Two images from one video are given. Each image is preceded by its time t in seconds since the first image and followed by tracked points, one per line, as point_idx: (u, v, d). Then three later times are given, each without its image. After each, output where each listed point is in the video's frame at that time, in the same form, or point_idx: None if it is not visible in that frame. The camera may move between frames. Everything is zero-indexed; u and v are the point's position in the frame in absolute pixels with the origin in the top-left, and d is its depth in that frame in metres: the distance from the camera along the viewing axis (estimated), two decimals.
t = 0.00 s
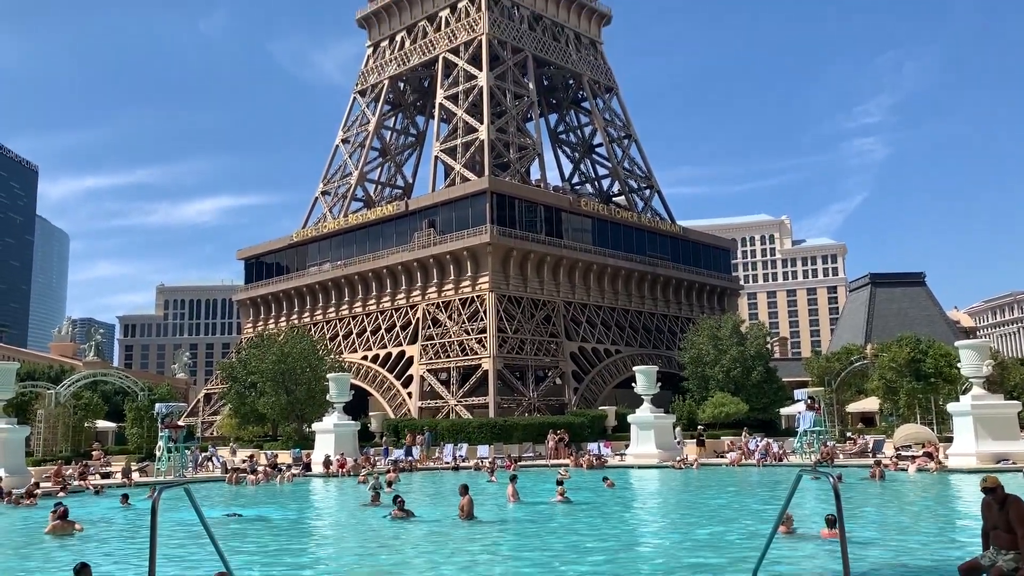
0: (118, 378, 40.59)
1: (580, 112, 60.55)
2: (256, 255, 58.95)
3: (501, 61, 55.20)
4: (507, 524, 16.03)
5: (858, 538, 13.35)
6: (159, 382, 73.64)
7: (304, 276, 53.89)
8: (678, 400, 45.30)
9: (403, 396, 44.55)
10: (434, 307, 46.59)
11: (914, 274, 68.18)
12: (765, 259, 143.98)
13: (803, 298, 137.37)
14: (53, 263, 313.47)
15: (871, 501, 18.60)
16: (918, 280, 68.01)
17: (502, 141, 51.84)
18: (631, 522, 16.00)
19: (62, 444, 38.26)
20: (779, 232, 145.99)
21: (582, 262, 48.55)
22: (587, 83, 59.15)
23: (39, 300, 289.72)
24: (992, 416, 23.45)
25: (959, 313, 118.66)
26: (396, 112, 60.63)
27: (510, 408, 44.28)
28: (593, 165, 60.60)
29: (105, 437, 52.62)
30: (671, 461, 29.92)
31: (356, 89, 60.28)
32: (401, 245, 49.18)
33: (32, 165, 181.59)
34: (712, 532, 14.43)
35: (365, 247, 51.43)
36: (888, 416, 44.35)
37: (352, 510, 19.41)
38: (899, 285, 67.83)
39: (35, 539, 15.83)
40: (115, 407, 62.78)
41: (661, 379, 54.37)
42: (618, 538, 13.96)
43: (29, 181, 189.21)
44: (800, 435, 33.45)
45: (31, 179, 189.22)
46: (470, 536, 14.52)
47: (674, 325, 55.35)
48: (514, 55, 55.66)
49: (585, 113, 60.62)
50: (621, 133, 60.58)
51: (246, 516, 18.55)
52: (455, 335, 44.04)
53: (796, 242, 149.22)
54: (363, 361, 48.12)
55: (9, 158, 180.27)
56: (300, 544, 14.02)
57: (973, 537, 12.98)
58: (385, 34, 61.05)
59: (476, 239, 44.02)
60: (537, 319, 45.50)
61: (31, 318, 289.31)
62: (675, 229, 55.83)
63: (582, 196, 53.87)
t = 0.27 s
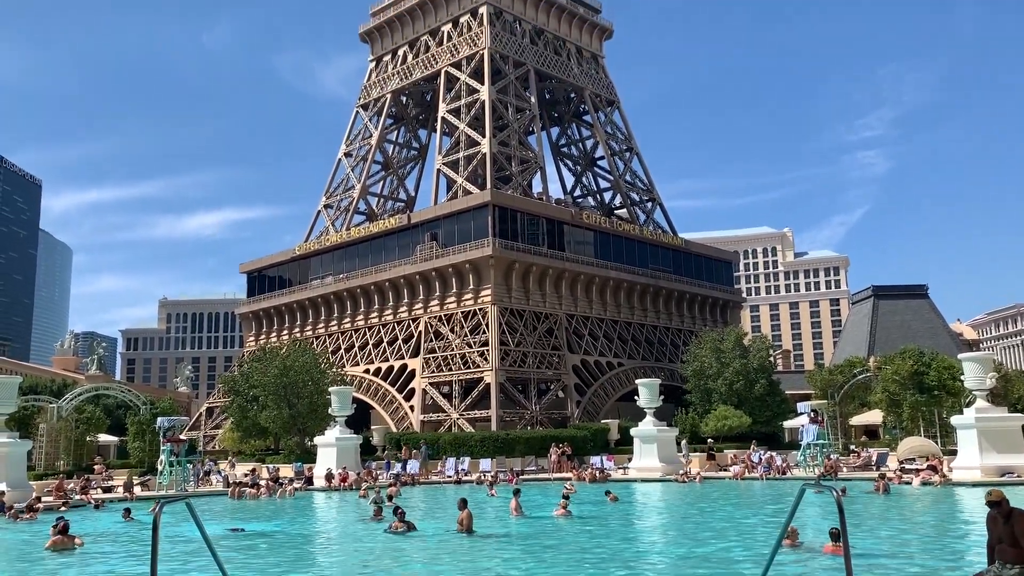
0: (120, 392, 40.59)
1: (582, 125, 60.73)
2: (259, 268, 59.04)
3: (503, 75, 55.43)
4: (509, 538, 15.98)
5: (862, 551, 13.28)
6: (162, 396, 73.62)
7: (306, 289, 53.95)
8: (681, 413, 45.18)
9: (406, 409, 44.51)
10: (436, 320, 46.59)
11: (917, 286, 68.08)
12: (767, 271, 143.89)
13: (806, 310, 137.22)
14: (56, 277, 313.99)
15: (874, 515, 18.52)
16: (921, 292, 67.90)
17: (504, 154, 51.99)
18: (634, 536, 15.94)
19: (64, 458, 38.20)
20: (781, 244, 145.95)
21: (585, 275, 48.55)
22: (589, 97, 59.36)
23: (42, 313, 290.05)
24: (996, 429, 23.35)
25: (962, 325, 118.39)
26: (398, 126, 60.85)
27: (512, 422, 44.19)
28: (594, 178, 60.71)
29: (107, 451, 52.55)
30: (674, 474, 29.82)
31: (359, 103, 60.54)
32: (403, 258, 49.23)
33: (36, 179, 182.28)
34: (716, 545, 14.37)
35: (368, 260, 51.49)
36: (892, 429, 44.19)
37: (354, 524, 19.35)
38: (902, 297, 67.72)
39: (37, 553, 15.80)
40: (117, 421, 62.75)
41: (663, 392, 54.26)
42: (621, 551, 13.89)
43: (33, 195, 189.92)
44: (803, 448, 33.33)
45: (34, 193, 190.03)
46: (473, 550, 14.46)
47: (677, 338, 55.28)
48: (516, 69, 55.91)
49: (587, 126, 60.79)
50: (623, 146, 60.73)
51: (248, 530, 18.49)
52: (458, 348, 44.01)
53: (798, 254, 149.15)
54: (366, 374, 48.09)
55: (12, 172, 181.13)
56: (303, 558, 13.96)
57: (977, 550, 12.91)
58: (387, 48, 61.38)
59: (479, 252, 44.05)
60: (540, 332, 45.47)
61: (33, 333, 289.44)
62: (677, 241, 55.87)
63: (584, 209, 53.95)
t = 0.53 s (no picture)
0: (122, 405, 40.55)
1: (583, 138, 60.90)
2: (261, 281, 59.10)
3: (505, 88, 55.63)
4: (511, 553, 15.93)
5: (866, 566, 13.23)
6: (163, 409, 73.53)
7: (308, 302, 53.95)
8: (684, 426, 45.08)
9: (407, 422, 44.45)
10: (438, 332, 46.55)
11: (919, 299, 67.99)
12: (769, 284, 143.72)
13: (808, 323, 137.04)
14: (59, 290, 314.39)
15: (877, 529, 18.46)
16: (923, 305, 67.81)
17: (506, 167, 52.13)
18: (637, 550, 15.88)
19: (65, 471, 38.11)
20: (783, 257, 145.85)
21: (587, 288, 48.56)
22: (591, 110, 59.54)
23: (44, 326, 290.28)
24: (1000, 443, 23.27)
25: (964, 338, 118.27)
26: (400, 139, 61.06)
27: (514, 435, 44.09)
28: (596, 190, 60.82)
29: (108, 464, 52.46)
30: (676, 488, 29.71)
31: (361, 116, 60.76)
32: (405, 271, 49.27)
33: (39, 192, 182.81)
34: (719, 558, 14.32)
35: (370, 273, 51.54)
36: (895, 442, 44.04)
37: (355, 538, 19.28)
38: (904, 310, 67.63)
39: (37, 568, 15.75)
40: (118, 434, 62.67)
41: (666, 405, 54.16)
42: (624, 566, 13.84)
43: (36, 208, 190.51)
44: (806, 462, 33.20)
45: (36, 206, 190.49)
46: (475, 564, 14.41)
47: (679, 350, 55.21)
48: (518, 82, 56.12)
49: (588, 139, 60.97)
50: (624, 159, 60.87)
51: (249, 544, 18.44)
52: (459, 361, 43.98)
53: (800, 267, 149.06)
54: (367, 387, 48.04)
55: (14, 186, 181.66)
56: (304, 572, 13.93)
57: (982, 564, 12.86)
58: (390, 61, 61.64)
59: (481, 264, 44.06)
60: (541, 344, 45.43)
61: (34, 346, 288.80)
62: (679, 254, 55.90)
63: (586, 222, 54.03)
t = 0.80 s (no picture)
0: (122, 417, 40.49)
1: (585, 150, 61.04)
2: (262, 292, 59.12)
3: (507, 100, 55.80)
4: (512, 566, 15.86)
5: None
6: (164, 420, 73.44)
7: (310, 313, 53.98)
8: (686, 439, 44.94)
9: (409, 435, 44.39)
10: (440, 344, 46.50)
11: (922, 312, 67.89)
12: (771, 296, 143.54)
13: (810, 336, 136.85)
14: (61, 302, 314.71)
15: (880, 543, 18.40)
16: (926, 317, 67.70)
17: (507, 179, 52.25)
18: (639, 564, 15.82)
19: (66, 483, 38.03)
20: (785, 269, 145.72)
21: (588, 300, 48.53)
22: (592, 122, 59.70)
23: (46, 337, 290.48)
24: (1003, 456, 23.17)
25: (967, 351, 118.03)
26: (402, 151, 61.24)
27: (516, 447, 43.98)
28: (598, 203, 60.89)
29: (108, 476, 52.35)
30: (678, 501, 29.60)
31: (364, 128, 60.96)
32: (407, 283, 49.30)
33: (43, 204, 183.18)
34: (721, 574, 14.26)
35: (371, 284, 51.55)
36: (898, 455, 43.88)
37: (356, 551, 19.21)
38: (906, 323, 67.52)
39: None
40: (119, 445, 62.59)
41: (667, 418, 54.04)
42: None
43: (39, 220, 191.04)
44: (808, 475, 33.06)
45: (39, 218, 191.06)
46: None
47: (681, 363, 55.11)
48: (520, 94, 56.30)
49: (590, 151, 61.10)
50: (626, 171, 60.98)
51: (250, 557, 18.37)
52: (461, 373, 43.92)
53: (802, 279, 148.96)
54: (368, 399, 47.99)
55: (17, 198, 182.34)
56: None
57: None
58: (392, 74, 61.88)
59: (482, 276, 44.07)
60: (543, 356, 45.37)
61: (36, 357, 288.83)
62: (680, 266, 55.91)
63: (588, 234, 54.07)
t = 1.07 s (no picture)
0: (123, 429, 40.41)
1: (587, 163, 61.18)
2: (264, 304, 59.13)
3: (509, 113, 55.97)
4: None
5: None
6: (165, 432, 73.30)
7: (311, 326, 53.99)
8: (688, 453, 44.83)
9: (410, 448, 44.34)
10: (441, 357, 46.43)
11: (924, 325, 67.80)
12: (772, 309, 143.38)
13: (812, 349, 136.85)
14: (62, 313, 314.88)
15: (884, 557, 18.35)
16: (927, 331, 67.61)
17: (509, 192, 52.35)
18: None
19: (66, 496, 37.90)
20: (787, 282, 145.60)
21: (590, 312, 48.50)
22: (594, 135, 59.87)
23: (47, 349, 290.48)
24: (1006, 471, 23.09)
25: (970, 364, 117.81)
26: (404, 164, 61.39)
27: (517, 461, 43.88)
28: (599, 215, 60.97)
29: (108, 488, 52.19)
30: (681, 515, 29.49)
31: (366, 141, 61.16)
32: (408, 295, 49.31)
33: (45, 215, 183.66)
34: None
35: (373, 297, 51.56)
36: (901, 469, 43.73)
37: (357, 565, 19.11)
38: (908, 336, 67.44)
39: None
40: (119, 457, 62.45)
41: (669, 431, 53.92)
42: None
43: (41, 231, 191.79)
44: (811, 488, 32.93)
45: (42, 230, 191.63)
46: None
47: (683, 376, 55.02)
48: (522, 108, 56.47)
49: (591, 164, 61.23)
50: (627, 184, 61.09)
51: (250, 571, 18.27)
52: (462, 386, 43.84)
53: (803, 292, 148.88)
54: (369, 412, 47.93)
55: (20, 210, 182.78)
56: None
57: None
58: (395, 87, 62.12)
59: (484, 289, 44.08)
60: (545, 369, 45.28)
61: (37, 369, 288.74)
62: (682, 279, 55.92)
63: (589, 246, 54.10)
